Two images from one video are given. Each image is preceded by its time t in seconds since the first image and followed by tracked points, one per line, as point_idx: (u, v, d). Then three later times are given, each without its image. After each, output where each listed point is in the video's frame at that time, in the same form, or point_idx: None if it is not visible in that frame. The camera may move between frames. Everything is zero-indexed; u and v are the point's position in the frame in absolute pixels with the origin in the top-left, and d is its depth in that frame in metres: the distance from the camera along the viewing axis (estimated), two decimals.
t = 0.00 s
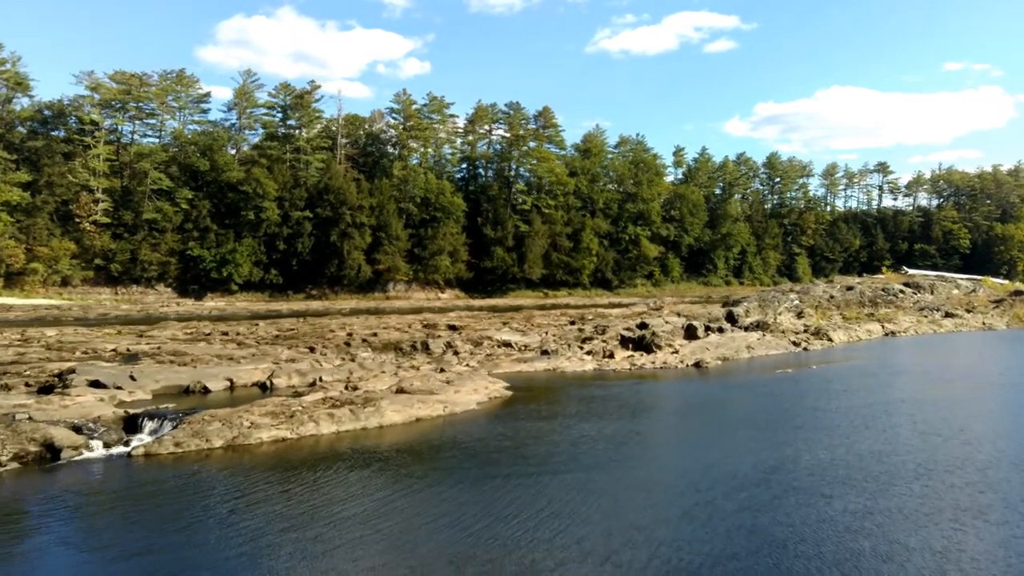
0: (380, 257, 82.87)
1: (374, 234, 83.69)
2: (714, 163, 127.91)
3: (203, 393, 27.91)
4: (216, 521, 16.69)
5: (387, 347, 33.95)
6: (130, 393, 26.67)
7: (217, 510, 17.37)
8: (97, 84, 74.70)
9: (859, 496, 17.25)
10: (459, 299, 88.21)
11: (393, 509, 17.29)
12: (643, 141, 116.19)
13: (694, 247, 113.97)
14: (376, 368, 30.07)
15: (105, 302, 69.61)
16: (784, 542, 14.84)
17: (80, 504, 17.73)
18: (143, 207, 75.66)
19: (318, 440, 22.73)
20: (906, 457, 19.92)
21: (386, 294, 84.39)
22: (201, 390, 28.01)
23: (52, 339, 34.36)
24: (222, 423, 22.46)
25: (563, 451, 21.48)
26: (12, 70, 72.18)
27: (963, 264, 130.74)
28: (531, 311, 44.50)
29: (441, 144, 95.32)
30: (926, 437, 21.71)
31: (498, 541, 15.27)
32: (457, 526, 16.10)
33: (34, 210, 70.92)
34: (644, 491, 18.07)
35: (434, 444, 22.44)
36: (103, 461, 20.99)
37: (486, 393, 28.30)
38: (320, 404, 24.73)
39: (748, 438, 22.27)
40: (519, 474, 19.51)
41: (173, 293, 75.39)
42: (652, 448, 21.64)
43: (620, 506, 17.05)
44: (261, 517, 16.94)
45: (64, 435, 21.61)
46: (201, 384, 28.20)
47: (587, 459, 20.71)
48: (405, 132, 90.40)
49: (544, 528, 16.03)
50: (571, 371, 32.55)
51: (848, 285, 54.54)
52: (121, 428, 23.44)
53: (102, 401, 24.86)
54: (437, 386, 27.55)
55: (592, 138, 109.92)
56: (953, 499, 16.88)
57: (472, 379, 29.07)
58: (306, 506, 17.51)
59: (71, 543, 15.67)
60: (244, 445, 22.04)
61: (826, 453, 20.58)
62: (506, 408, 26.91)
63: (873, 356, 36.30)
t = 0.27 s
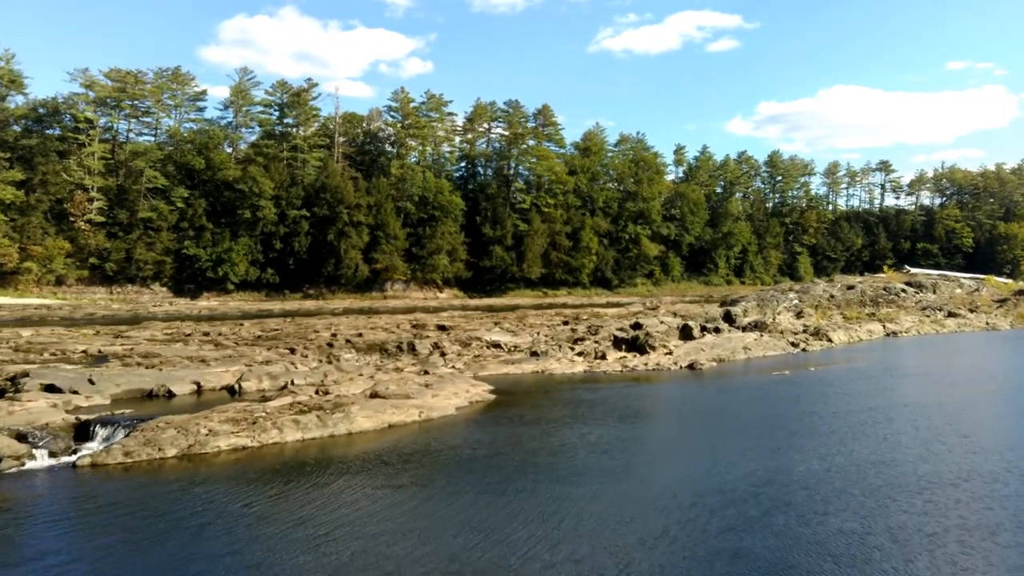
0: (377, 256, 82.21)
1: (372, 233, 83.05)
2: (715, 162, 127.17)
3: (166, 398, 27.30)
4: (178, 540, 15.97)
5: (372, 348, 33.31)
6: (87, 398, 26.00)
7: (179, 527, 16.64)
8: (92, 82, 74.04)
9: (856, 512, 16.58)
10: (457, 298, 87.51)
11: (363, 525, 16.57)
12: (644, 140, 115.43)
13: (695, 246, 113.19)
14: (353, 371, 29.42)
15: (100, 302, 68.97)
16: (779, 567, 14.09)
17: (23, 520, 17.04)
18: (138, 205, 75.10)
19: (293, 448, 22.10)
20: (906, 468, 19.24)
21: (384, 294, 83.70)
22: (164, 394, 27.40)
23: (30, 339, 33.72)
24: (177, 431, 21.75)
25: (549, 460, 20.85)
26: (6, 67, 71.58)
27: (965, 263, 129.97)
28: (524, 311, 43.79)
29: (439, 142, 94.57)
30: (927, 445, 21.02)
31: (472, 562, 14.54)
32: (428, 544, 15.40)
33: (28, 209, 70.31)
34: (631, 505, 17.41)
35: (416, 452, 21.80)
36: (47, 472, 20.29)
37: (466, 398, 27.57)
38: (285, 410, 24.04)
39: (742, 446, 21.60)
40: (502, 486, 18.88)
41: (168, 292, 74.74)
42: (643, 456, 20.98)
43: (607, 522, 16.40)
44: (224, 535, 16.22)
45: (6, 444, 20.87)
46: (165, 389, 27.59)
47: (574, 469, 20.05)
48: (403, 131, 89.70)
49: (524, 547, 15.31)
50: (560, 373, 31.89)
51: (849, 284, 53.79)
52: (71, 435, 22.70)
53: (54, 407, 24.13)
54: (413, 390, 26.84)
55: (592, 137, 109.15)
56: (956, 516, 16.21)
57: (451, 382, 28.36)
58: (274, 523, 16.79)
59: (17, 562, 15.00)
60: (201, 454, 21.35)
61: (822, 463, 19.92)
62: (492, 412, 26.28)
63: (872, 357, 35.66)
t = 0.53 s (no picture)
0: (374, 255, 81.57)
1: (369, 233, 82.42)
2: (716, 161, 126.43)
3: (126, 403, 26.68)
4: (131, 561, 15.20)
5: (355, 350, 32.67)
6: (38, 403, 25.29)
7: (133, 547, 15.85)
8: (87, 80, 73.40)
9: (855, 531, 15.86)
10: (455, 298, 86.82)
11: (328, 545, 15.82)
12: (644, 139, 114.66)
13: (696, 246, 112.40)
14: (326, 375, 28.72)
15: (94, 302, 68.39)
16: None
17: None
18: (133, 204, 74.52)
19: (267, 458, 21.48)
20: (906, 481, 18.54)
21: (381, 294, 83.02)
22: (124, 399, 26.77)
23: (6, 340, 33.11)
24: (125, 441, 20.97)
25: (534, 471, 20.18)
26: None
27: (968, 264, 129.15)
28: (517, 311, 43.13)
29: (438, 141, 93.83)
30: (927, 455, 20.33)
31: None
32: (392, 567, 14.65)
33: (23, 208, 69.75)
34: (619, 521, 16.72)
35: (396, 462, 21.15)
36: None
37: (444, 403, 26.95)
38: (244, 416, 23.32)
39: (736, 455, 20.90)
40: (485, 500, 18.21)
41: (163, 292, 74.13)
42: (632, 467, 20.29)
43: (593, 539, 15.74)
44: (180, 556, 15.43)
45: None
46: (125, 393, 26.96)
47: (560, 481, 19.37)
48: (401, 129, 89.01)
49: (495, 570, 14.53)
50: (547, 376, 31.23)
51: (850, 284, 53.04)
52: (13, 444, 22.03)
53: None
54: (386, 395, 26.15)
55: (592, 136, 108.39)
56: (958, 536, 15.45)
57: (427, 387, 27.68)
58: (235, 543, 16.02)
59: None
60: (150, 465, 20.61)
61: (818, 475, 19.23)
62: (476, 418, 25.65)
63: (870, 358, 34.99)
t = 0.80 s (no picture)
0: (372, 255, 80.90)
1: (367, 232, 81.76)
2: (718, 161, 125.67)
3: (79, 408, 25.88)
4: None
5: (337, 351, 31.98)
6: None
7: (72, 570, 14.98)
8: (81, 78, 72.77)
9: (848, 548, 15.19)
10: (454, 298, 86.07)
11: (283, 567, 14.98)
12: (645, 138, 113.86)
13: (697, 245, 111.59)
14: (296, 378, 27.92)
15: (88, 302, 67.71)
16: None
17: None
18: (128, 203, 73.91)
19: (238, 466, 20.81)
20: (904, 493, 17.85)
21: (379, 294, 82.25)
22: (77, 404, 25.99)
23: None
24: (63, 451, 20.04)
25: (517, 482, 19.52)
26: None
27: (971, 263, 128.23)
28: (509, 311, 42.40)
29: (436, 140, 93.05)
30: (927, 466, 19.63)
31: None
32: None
33: (16, 207, 69.21)
34: (602, 536, 16.05)
35: (374, 471, 20.50)
36: None
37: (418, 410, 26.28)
38: (196, 425, 22.49)
39: (727, 466, 20.23)
40: (464, 513, 17.56)
41: (159, 292, 73.50)
42: (619, 478, 19.62)
43: (571, 557, 14.96)
44: None
45: None
46: (79, 398, 26.19)
47: (544, 493, 18.70)
48: (399, 128, 88.26)
49: None
50: (534, 379, 30.53)
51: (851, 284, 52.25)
52: None
53: None
54: (356, 401, 25.38)
55: (592, 135, 107.60)
56: (955, 557, 14.60)
57: (400, 392, 26.93)
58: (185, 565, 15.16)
59: None
60: (89, 478, 19.69)
61: (812, 487, 18.54)
62: (459, 424, 24.98)
63: (869, 360, 34.29)
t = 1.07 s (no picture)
0: (369, 255, 80.24)
1: (364, 232, 81.11)
2: (719, 160, 124.92)
3: (27, 415, 24.77)
4: None
5: (317, 354, 31.36)
6: None
7: None
8: (75, 77, 72.13)
9: (845, 566, 14.30)
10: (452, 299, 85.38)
11: None
12: (645, 137, 113.15)
13: (697, 245, 110.86)
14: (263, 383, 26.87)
15: (83, 302, 66.99)
16: None
17: None
18: (123, 203, 73.35)
19: (206, 475, 19.98)
20: (904, 506, 16.94)
21: (377, 294, 81.55)
22: (26, 412, 24.88)
23: None
24: None
25: (499, 494, 18.68)
26: None
27: (974, 263, 127.43)
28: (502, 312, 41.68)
29: (435, 139, 92.40)
30: (928, 476, 18.75)
31: None
32: None
33: (10, 206, 68.66)
34: (584, 552, 15.17)
35: (350, 481, 19.68)
36: None
37: (392, 417, 25.46)
38: (144, 435, 21.22)
39: (719, 477, 19.36)
40: (441, 526, 16.72)
41: (154, 292, 72.79)
42: (606, 490, 18.74)
43: None
44: None
45: None
46: (28, 406, 25.07)
47: (526, 506, 17.83)
48: (397, 127, 87.54)
49: None
50: (519, 383, 29.80)
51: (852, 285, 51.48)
52: None
53: None
54: (323, 408, 24.33)
55: (592, 134, 106.89)
56: None
57: (372, 398, 26.05)
58: None
59: None
60: (20, 495, 18.25)
61: (807, 499, 17.67)
62: (441, 430, 24.25)
63: (868, 363, 33.47)
